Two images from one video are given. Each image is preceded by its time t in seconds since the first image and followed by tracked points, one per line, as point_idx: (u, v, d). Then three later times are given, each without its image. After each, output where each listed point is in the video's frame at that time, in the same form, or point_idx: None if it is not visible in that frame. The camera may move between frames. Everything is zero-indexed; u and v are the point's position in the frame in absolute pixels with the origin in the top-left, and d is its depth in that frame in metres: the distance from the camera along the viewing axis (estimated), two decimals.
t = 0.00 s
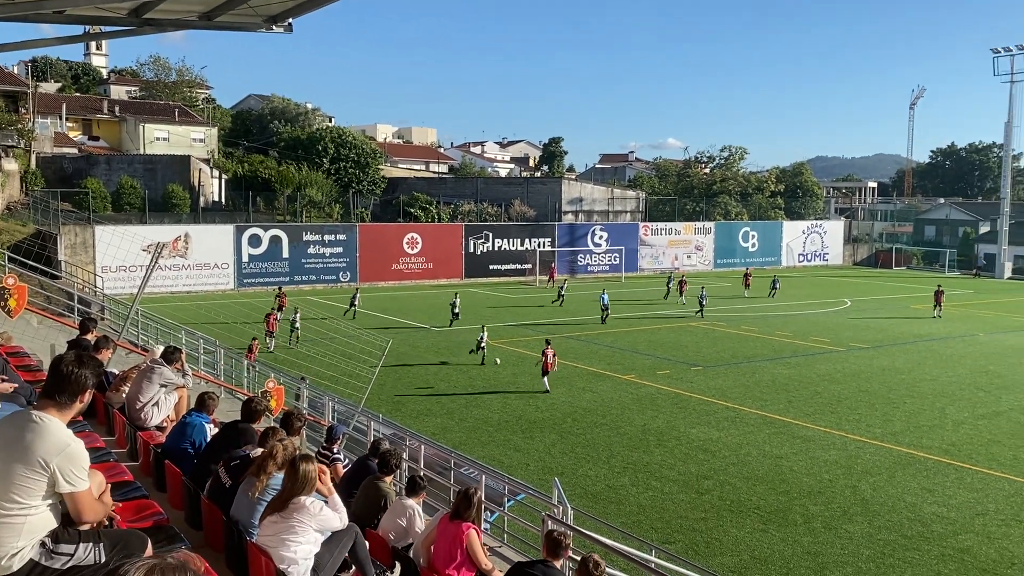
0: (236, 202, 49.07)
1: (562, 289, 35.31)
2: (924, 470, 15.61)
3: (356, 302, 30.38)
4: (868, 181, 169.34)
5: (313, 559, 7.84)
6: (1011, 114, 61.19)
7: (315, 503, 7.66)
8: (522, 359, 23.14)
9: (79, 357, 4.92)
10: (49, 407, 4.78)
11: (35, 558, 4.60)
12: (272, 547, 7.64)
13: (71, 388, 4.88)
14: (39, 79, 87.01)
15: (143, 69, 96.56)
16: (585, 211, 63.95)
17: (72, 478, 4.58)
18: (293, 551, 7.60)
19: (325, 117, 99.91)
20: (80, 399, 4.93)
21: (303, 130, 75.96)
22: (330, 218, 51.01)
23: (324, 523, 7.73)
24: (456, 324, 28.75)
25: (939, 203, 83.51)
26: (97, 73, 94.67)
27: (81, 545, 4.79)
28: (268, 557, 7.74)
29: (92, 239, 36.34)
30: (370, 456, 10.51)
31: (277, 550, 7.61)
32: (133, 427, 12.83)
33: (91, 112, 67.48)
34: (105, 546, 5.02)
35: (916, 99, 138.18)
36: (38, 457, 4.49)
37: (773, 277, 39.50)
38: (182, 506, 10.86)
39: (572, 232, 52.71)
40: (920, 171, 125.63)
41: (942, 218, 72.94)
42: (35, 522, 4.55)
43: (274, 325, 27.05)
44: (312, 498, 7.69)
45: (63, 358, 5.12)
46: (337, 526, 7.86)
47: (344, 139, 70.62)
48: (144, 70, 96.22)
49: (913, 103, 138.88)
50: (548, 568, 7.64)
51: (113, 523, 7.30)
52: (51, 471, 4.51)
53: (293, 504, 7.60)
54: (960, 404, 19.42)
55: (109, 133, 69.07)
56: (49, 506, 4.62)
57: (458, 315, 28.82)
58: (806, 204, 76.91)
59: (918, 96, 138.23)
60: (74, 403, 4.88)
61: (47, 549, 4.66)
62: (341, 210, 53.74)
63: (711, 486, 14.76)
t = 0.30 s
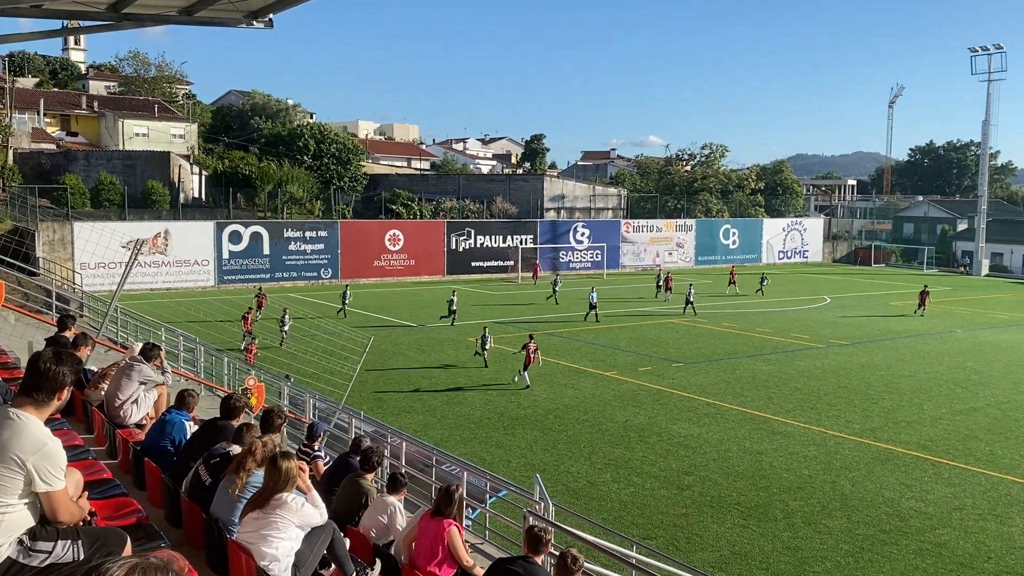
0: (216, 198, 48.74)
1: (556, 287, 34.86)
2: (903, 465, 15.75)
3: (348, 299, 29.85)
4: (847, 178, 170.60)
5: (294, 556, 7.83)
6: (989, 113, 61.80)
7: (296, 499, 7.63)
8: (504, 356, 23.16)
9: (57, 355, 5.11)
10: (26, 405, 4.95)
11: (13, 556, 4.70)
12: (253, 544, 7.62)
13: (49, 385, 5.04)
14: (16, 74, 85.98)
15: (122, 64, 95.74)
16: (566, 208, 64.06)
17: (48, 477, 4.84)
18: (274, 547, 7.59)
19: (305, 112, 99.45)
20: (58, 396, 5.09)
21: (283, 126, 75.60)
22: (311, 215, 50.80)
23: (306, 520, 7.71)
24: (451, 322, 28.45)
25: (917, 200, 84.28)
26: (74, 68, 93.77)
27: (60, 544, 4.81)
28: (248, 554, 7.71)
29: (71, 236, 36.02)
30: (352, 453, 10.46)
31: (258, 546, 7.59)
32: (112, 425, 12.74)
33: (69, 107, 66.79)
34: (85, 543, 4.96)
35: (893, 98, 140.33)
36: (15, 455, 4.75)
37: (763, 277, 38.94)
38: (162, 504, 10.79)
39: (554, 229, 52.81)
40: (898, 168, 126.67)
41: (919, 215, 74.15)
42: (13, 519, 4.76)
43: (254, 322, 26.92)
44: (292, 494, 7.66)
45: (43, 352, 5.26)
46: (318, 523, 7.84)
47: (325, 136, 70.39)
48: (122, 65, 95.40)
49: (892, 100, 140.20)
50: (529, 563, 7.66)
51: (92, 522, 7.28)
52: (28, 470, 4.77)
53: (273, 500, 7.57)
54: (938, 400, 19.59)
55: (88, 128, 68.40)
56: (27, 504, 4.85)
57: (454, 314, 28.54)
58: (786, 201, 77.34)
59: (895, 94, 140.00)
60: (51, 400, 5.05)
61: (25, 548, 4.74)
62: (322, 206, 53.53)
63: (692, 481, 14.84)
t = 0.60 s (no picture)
0: (196, 196, 48.48)
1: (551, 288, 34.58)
2: (881, 461, 15.88)
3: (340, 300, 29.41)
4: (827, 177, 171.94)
5: (274, 555, 7.82)
6: (965, 112, 62.48)
7: (276, 496, 7.60)
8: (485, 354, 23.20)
9: (28, 352, 5.18)
10: None
11: None
12: (233, 542, 7.59)
13: (21, 383, 5.12)
14: None
15: (100, 60, 95.14)
16: (548, 206, 64.23)
17: (22, 475, 4.93)
18: (255, 545, 7.56)
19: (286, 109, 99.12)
20: (29, 393, 5.17)
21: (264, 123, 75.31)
22: (291, 213, 50.62)
23: (287, 516, 7.69)
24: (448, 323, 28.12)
25: (895, 199, 85.04)
26: (52, 64, 93.06)
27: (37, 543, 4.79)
28: (228, 553, 7.68)
29: (48, 233, 35.71)
30: (333, 452, 10.43)
31: (237, 544, 7.56)
32: (90, 424, 12.63)
33: (46, 104, 66.15)
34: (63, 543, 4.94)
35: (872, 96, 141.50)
36: None
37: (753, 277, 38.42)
38: (141, 503, 10.73)
39: (535, 227, 52.88)
40: (876, 167, 127.77)
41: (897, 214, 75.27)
42: None
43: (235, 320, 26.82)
44: (272, 492, 7.63)
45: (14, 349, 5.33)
46: (300, 519, 7.83)
47: (305, 133, 70.23)
48: (101, 61, 94.85)
49: (871, 99, 141.38)
50: (509, 560, 7.68)
51: (70, 522, 7.23)
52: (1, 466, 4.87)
53: (253, 499, 7.54)
54: (916, 396, 19.78)
55: (66, 125, 67.80)
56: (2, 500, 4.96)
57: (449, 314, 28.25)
58: (766, 199, 77.84)
59: (875, 93, 141.36)
60: (23, 397, 5.13)
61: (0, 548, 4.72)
62: (303, 204, 53.34)
63: (672, 478, 14.90)
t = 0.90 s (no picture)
0: (175, 194, 48.13)
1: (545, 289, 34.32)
2: (861, 458, 15.98)
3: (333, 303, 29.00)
4: (806, 176, 173.10)
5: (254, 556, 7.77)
6: (944, 111, 62.98)
7: (256, 497, 7.55)
8: (467, 352, 23.19)
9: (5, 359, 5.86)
10: None
11: None
12: (212, 543, 7.56)
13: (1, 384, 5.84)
14: None
15: (79, 57, 94.37)
16: (530, 204, 64.28)
17: None
18: (234, 546, 7.52)
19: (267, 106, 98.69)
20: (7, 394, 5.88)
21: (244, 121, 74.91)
22: (272, 211, 50.40)
23: (266, 517, 7.63)
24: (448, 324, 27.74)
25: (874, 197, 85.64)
26: (29, 59, 92.15)
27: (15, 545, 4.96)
28: (208, 554, 7.64)
29: (25, 231, 35.37)
30: (314, 451, 10.33)
31: (217, 545, 7.52)
32: (68, 424, 12.51)
33: (23, 100, 65.47)
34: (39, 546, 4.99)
35: (855, 95, 140.03)
36: None
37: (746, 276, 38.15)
38: (120, 503, 10.64)
39: (518, 225, 52.85)
40: (856, 166, 128.61)
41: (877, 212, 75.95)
42: None
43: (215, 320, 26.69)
44: (252, 493, 7.58)
45: None
46: (281, 519, 7.78)
47: (286, 131, 69.99)
48: (79, 58, 94.09)
49: (851, 98, 142.47)
50: (488, 558, 7.64)
51: (47, 524, 7.22)
52: None
53: (233, 500, 7.49)
54: (894, 394, 19.92)
55: (42, 121, 67.32)
56: None
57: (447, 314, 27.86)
58: (747, 198, 78.16)
59: (855, 92, 142.30)
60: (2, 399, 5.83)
61: None
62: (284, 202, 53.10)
63: (654, 476, 14.94)
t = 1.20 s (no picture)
0: (157, 192, 47.90)
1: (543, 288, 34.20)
2: (843, 456, 16.09)
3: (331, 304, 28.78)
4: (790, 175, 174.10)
5: (237, 557, 7.75)
6: (925, 111, 63.41)
7: (239, 498, 7.52)
8: (452, 351, 23.19)
9: None
10: None
11: None
12: (195, 543, 7.54)
13: None
14: None
15: (59, 54, 93.75)
16: (514, 203, 64.38)
17: None
18: (217, 548, 7.52)
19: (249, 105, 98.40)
20: None
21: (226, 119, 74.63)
22: (255, 210, 50.23)
23: (249, 519, 7.61)
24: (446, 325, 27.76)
25: (855, 196, 86.21)
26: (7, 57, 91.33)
27: None
28: (190, 554, 7.63)
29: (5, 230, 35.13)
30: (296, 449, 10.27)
31: (199, 546, 7.50)
32: (49, 424, 12.42)
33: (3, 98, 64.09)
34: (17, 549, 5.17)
35: (837, 96, 142.17)
36: None
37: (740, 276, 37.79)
38: (101, 504, 10.58)
39: (501, 224, 52.83)
40: (838, 165, 129.42)
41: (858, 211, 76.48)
42: None
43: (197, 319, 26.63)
44: (235, 494, 7.54)
45: None
46: (265, 520, 7.76)
47: (269, 129, 69.77)
48: (59, 56, 93.51)
49: (832, 99, 143.54)
50: (470, 557, 7.61)
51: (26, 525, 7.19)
52: None
53: (215, 501, 7.46)
54: (875, 391, 20.07)
55: (23, 120, 65.49)
56: None
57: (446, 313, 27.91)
58: (729, 197, 78.55)
59: (837, 93, 143.68)
60: None
61: None
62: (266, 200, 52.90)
63: (637, 474, 14.99)
